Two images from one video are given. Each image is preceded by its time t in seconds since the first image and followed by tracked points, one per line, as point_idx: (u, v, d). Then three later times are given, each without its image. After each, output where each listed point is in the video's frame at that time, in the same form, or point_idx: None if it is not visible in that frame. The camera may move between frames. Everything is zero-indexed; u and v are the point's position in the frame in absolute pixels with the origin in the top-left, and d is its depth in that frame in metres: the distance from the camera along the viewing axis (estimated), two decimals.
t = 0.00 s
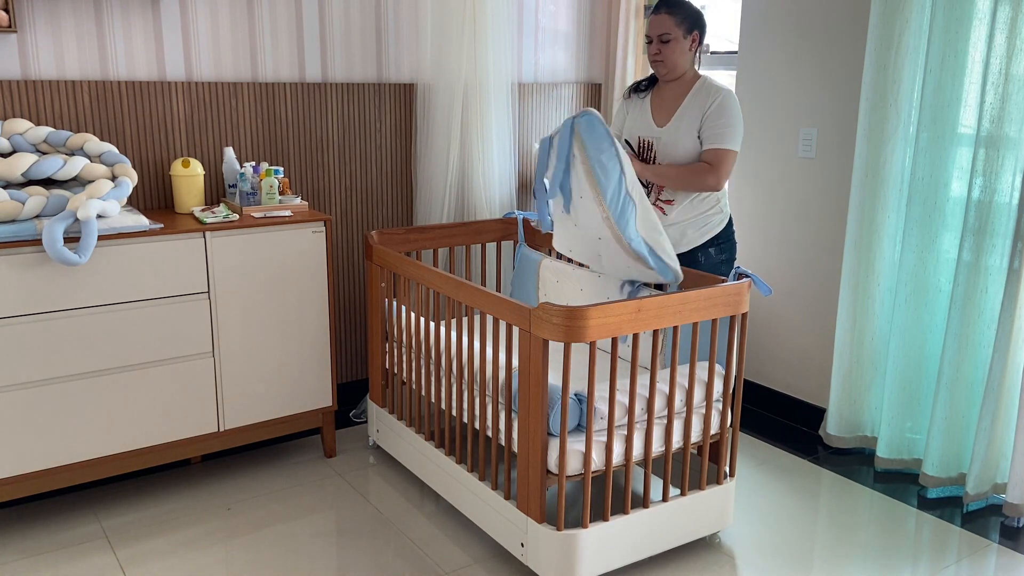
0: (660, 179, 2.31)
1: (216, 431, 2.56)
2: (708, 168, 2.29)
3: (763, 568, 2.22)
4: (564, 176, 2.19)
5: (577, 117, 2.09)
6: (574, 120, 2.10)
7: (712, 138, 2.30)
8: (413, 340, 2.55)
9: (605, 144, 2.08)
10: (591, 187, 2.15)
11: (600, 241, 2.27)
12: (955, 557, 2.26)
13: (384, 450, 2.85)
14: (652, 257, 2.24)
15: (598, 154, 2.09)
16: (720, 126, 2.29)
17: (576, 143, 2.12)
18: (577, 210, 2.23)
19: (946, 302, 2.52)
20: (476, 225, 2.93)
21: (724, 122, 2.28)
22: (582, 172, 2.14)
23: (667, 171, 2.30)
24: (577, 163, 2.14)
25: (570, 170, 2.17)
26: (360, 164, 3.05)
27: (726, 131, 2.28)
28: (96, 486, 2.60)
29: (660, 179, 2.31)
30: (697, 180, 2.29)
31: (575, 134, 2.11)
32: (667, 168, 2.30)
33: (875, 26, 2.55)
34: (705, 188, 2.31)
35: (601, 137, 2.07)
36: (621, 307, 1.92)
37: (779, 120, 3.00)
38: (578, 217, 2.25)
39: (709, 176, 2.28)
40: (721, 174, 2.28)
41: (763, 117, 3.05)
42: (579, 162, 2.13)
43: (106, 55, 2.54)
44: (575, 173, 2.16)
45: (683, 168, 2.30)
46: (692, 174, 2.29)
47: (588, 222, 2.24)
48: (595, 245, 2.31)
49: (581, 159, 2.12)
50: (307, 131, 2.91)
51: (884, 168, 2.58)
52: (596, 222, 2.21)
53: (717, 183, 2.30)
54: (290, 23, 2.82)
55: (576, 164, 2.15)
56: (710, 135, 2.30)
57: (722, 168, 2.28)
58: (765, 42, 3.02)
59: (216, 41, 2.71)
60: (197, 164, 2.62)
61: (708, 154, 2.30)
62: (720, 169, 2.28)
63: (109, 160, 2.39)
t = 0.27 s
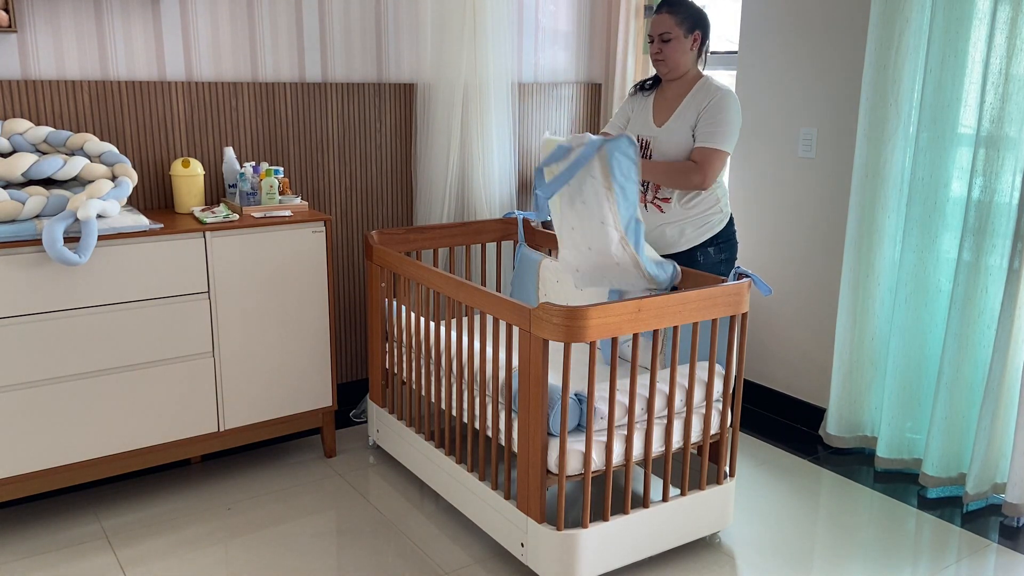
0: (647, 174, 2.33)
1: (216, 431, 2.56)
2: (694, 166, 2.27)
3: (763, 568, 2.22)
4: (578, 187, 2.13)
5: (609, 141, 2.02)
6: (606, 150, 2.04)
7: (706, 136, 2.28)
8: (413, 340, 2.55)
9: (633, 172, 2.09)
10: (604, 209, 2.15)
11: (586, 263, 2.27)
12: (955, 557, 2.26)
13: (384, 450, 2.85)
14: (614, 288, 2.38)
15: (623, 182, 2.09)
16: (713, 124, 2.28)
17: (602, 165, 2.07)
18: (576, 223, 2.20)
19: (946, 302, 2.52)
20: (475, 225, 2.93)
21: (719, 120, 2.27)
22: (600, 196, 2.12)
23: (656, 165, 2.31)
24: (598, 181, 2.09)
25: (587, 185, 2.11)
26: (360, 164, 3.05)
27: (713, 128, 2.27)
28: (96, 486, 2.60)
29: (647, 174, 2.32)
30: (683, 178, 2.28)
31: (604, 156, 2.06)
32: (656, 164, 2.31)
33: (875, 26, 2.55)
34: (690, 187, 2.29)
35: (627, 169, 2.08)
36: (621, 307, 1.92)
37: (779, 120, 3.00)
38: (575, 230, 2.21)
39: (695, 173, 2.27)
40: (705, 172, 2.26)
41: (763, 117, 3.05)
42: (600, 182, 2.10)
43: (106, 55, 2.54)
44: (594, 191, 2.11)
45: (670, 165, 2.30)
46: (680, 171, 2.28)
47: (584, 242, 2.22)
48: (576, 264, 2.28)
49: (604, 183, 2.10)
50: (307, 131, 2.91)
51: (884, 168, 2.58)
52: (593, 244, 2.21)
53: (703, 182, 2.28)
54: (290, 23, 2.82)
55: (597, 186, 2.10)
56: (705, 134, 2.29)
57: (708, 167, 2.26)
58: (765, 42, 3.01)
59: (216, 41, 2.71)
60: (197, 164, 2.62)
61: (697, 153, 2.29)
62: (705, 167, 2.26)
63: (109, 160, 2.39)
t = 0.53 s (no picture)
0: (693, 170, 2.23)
1: (216, 431, 2.56)
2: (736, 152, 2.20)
3: (764, 568, 2.22)
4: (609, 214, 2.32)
5: (651, 196, 2.21)
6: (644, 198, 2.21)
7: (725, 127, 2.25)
8: (413, 340, 2.55)
9: (659, 234, 2.26)
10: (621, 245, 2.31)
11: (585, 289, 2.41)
12: (955, 557, 2.26)
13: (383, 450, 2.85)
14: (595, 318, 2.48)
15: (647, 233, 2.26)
16: (717, 121, 2.26)
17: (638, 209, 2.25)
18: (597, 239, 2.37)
19: (946, 302, 2.52)
20: (475, 225, 2.93)
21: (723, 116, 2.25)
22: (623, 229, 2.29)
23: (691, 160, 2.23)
24: (628, 217, 2.27)
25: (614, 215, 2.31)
26: (360, 164, 3.05)
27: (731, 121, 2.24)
28: (96, 486, 2.60)
29: (690, 170, 2.23)
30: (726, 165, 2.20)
31: (642, 205, 2.24)
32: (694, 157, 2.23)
33: (875, 26, 2.55)
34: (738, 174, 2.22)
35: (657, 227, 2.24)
36: (621, 307, 1.92)
37: (779, 120, 3.00)
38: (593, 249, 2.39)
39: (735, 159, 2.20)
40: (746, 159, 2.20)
41: (763, 117, 3.05)
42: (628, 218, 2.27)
43: (106, 55, 2.54)
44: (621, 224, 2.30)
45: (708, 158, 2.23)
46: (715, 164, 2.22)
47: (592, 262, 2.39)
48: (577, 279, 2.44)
49: (633, 225, 2.27)
50: (307, 131, 2.91)
51: (884, 168, 2.58)
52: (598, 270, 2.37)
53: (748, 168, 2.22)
54: (290, 23, 2.82)
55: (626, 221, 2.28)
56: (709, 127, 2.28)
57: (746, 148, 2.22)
58: (765, 42, 3.02)
59: (216, 41, 2.71)
60: (197, 164, 2.62)
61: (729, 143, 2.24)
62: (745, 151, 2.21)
63: (109, 160, 2.39)
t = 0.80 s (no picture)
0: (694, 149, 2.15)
1: (216, 431, 2.56)
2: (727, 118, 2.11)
3: (764, 568, 2.22)
4: (672, 199, 2.30)
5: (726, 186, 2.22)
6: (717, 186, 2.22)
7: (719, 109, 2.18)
8: (413, 340, 2.55)
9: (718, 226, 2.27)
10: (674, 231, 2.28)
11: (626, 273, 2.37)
12: (955, 557, 2.26)
13: (384, 450, 2.85)
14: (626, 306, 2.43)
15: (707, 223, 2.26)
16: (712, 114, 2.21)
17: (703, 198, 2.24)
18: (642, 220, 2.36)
19: (946, 302, 2.52)
20: (475, 225, 2.93)
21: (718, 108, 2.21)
22: (683, 215, 2.26)
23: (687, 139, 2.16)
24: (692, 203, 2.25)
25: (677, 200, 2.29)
26: (361, 163, 3.05)
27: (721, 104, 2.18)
28: (95, 486, 2.60)
29: (689, 150, 2.16)
30: (726, 132, 2.10)
31: (713, 194, 2.23)
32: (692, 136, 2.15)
33: (875, 26, 2.55)
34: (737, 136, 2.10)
35: (717, 219, 2.25)
36: (621, 307, 1.91)
37: (779, 120, 3.00)
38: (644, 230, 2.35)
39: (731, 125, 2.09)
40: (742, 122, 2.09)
41: (763, 117, 3.05)
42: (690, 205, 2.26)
43: (106, 56, 2.54)
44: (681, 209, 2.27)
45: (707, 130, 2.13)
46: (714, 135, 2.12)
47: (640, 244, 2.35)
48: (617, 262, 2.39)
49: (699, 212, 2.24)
50: (307, 131, 2.91)
51: (884, 168, 2.58)
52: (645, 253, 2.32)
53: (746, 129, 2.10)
54: (289, 23, 2.82)
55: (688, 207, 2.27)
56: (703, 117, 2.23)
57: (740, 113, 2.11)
58: (765, 42, 3.02)
59: (216, 41, 2.71)
60: (197, 164, 2.61)
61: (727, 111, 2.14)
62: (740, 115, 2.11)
63: (109, 160, 2.39)
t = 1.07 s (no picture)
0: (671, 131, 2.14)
1: (216, 431, 2.56)
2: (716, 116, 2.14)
3: (764, 568, 2.22)
4: (619, 143, 2.15)
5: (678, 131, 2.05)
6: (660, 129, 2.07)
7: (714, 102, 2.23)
8: (413, 340, 2.55)
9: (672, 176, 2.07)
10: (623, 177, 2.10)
11: (569, 231, 2.19)
12: (955, 557, 2.26)
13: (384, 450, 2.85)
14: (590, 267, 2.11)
15: (662, 166, 2.07)
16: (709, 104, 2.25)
17: (656, 140, 2.07)
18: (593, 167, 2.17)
19: (946, 302, 2.52)
20: (476, 225, 2.93)
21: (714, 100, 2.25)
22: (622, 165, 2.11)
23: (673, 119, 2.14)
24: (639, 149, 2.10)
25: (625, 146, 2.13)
26: (360, 164, 3.05)
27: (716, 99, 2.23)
28: (95, 486, 2.60)
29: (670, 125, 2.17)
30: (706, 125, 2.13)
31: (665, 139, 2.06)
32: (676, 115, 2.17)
33: (875, 26, 2.55)
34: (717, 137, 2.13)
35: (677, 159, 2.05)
36: (621, 307, 1.92)
37: (779, 120, 3.00)
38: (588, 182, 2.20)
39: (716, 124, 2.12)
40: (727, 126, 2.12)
41: (763, 117, 3.05)
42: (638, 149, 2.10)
43: (106, 55, 2.54)
44: (626, 153, 2.12)
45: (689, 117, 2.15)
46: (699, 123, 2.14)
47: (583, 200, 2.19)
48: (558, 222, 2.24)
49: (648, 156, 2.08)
50: (307, 131, 2.91)
51: (884, 167, 2.58)
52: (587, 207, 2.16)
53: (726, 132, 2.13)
54: (290, 23, 2.82)
55: (632, 149, 2.11)
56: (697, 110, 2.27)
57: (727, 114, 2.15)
58: (765, 42, 3.02)
59: (216, 41, 2.71)
60: (197, 164, 2.61)
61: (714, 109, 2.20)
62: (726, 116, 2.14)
63: (109, 160, 2.39)
